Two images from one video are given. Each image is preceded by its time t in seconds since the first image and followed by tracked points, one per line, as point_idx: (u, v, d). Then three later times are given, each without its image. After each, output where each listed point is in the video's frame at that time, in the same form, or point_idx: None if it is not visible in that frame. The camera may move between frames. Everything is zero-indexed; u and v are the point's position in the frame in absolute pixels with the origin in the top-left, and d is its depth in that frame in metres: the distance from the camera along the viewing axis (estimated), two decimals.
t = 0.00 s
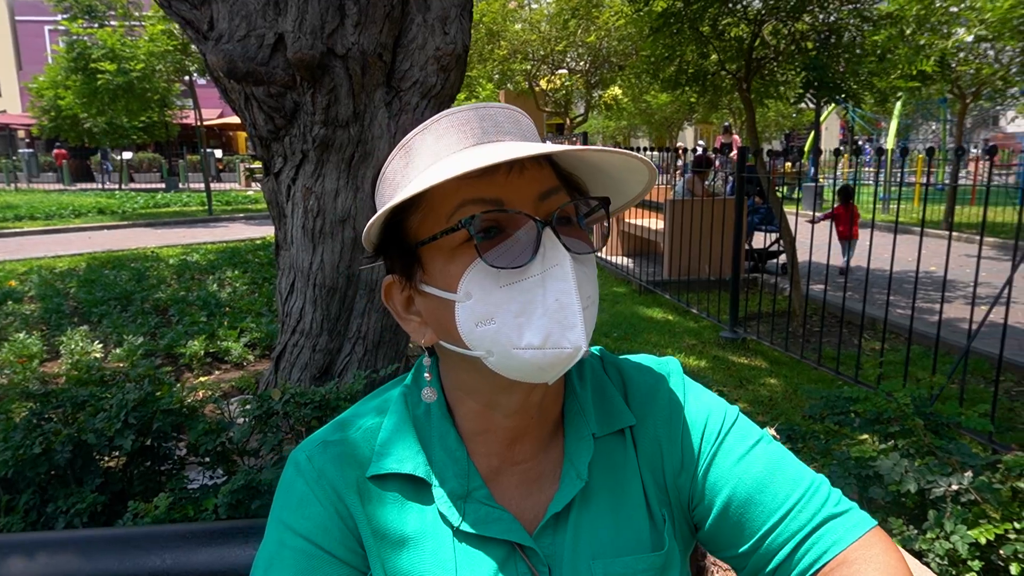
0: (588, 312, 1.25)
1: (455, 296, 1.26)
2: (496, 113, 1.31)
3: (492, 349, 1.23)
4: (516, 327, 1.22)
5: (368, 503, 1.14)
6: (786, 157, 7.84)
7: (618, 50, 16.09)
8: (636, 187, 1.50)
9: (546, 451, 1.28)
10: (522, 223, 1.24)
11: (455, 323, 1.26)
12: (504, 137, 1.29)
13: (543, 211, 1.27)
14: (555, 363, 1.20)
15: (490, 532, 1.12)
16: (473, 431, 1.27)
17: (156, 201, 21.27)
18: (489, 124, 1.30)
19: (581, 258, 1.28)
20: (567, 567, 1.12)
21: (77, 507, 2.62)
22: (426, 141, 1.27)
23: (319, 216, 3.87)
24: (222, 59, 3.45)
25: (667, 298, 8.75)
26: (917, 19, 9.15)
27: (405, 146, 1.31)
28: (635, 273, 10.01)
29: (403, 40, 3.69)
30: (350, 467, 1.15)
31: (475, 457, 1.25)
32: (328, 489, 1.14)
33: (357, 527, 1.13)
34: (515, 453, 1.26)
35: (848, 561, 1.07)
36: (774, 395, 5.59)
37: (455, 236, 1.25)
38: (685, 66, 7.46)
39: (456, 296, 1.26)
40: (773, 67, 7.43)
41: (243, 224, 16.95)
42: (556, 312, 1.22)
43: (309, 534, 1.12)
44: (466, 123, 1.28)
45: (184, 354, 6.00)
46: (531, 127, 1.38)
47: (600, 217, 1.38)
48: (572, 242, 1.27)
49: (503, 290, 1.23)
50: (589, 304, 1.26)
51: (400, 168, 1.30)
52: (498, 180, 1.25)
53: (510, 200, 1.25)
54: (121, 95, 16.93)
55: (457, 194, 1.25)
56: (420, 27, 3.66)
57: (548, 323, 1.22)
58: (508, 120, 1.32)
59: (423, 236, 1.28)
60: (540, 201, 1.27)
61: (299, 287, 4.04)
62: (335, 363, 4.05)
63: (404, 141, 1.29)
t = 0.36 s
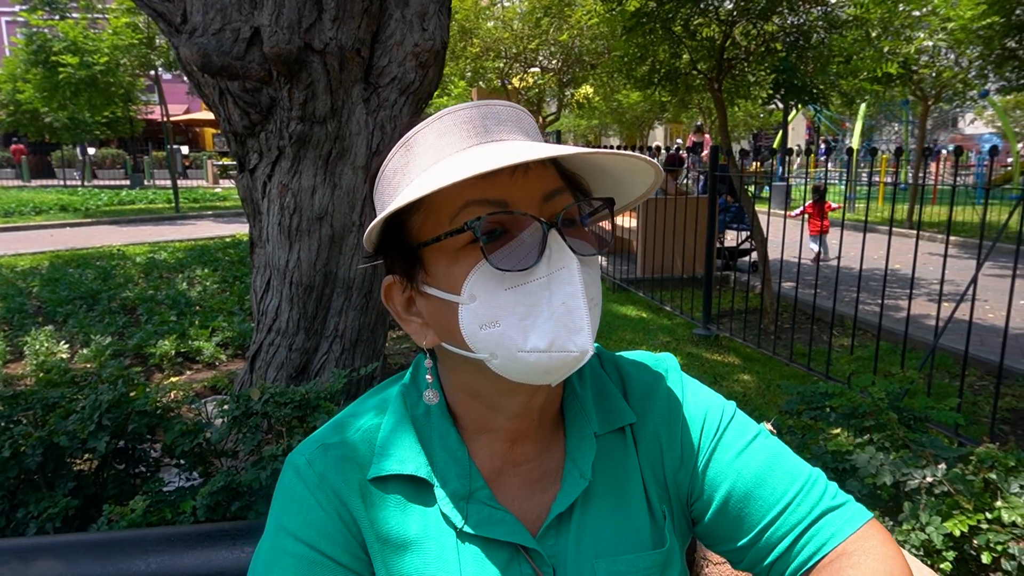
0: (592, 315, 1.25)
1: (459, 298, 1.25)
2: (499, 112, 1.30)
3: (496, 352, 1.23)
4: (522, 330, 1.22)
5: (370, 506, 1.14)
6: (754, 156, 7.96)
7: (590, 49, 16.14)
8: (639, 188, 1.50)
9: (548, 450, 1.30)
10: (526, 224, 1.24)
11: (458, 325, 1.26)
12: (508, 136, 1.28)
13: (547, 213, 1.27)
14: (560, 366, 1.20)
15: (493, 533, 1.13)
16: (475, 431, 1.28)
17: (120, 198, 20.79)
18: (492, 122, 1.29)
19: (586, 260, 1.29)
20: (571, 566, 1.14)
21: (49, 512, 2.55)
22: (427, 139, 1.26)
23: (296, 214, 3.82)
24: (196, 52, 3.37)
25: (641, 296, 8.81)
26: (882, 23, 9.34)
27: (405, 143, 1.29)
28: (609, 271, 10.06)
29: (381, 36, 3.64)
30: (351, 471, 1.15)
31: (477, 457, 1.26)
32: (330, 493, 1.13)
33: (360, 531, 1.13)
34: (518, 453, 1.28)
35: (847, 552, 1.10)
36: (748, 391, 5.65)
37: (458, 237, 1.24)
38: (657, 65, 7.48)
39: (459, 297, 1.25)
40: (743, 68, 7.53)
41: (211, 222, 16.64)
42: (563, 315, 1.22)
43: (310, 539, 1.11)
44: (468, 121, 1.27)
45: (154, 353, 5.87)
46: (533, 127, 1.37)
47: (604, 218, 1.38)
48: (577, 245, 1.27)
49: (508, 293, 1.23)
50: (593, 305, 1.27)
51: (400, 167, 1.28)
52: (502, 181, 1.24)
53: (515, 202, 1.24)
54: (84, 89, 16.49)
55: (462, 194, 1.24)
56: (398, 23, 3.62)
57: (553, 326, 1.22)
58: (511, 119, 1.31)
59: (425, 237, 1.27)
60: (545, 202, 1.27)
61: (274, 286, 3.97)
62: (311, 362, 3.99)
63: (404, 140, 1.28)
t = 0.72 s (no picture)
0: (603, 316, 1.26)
1: (470, 299, 1.25)
2: (510, 112, 1.31)
3: (507, 353, 1.23)
4: (533, 331, 1.22)
5: (377, 505, 1.14)
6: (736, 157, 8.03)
7: (573, 50, 16.17)
8: (647, 191, 1.52)
9: (553, 449, 1.30)
10: (539, 225, 1.24)
11: (468, 325, 1.26)
12: (520, 136, 1.29)
13: (559, 215, 1.28)
14: (571, 367, 1.21)
15: (502, 531, 1.13)
16: (481, 430, 1.29)
17: (96, 196, 20.44)
18: (503, 121, 1.29)
19: (597, 262, 1.30)
20: (579, 564, 1.15)
21: (32, 515, 2.51)
22: (439, 139, 1.25)
23: (283, 213, 3.79)
24: (182, 49, 3.33)
25: (625, 296, 8.85)
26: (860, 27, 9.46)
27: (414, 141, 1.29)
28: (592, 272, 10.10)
29: (368, 35, 3.62)
30: (358, 470, 1.15)
31: (483, 456, 1.26)
32: (338, 492, 1.13)
33: (367, 530, 1.14)
34: (524, 451, 1.28)
35: (848, 547, 1.12)
36: (731, 390, 5.70)
37: (471, 238, 1.24)
38: (640, 66, 7.51)
39: (471, 298, 1.25)
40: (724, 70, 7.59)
41: (190, 221, 16.41)
42: (575, 317, 1.23)
43: (316, 538, 1.11)
44: (480, 121, 1.27)
45: (134, 354, 5.79)
46: (543, 128, 1.38)
47: (614, 220, 1.39)
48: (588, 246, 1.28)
49: (520, 294, 1.23)
50: (604, 306, 1.27)
51: (411, 166, 1.28)
52: (516, 182, 1.25)
53: (528, 204, 1.25)
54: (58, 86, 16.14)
55: (475, 196, 1.24)
56: (386, 22, 3.60)
57: (566, 328, 1.22)
58: (521, 120, 1.32)
59: (436, 237, 1.27)
60: (557, 204, 1.28)
61: (260, 286, 3.94)
62: (298, 363, 3.96)
63: (414, 138, 1.27)
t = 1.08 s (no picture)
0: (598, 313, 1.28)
1: (468, 296, 1.27)
2: (507, 110, 1.32)
3: (503, 349, 1.25)
4: (529, 328, 1.24)
5: (378, 499, 1.15)
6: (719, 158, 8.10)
7: (556, 51, 16.21)
8: (644, 187, 1.53)
9: (551, 444, 1.32)
10: (536, 224, 1.26)
11: (466, 322, 1.27)
12: (518, 135, 1.31)
13: (555, 213, 1.30)
14: (566, 364, 1.23)
15: (503, 523, 1.15)
16: (481, 426, 1.30)
17: (75, 201, 20.16)
18: (501, 120, 1.31)
19: (593, 260, 1.31)
20: (579, 555, 1.16)
21: (21, 521, 2.49)
22: (437, 137, 1.27)
23: (270, 215, 3.78)
24: (167, 52, 3.31)
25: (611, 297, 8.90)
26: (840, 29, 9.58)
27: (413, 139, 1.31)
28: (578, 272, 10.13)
29: (355, 37, 3.62)
30: (359, 465, 1.16)
31: (483, 451, 1.28)
32: (340, 487, 1.14)
33: (370, 523, 1.14)
34: (522, 446, 1.30)
35: (842, 536, 1.14)
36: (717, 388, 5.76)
37: (468, 236, 1.26)
38: (624, 68, 7.54)
39: (469, 295, 1.27)
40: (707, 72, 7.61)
41: (171, 225, 16.25)
42: (571, 315, 1.25)
43: (319, 533, 1.11)
44: (478, 120, 1.29)
45: (119, 359, 5.73)
46: (541, 126, 1.40)
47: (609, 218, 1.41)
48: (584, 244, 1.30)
49: (518, 292, 1.25)
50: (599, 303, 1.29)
51: (409, 164, 1.29)
52: (513, 181, 1.26)
53: (525, 202, 1.27)
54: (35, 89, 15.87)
55: (472, 194, 1.25)
56: (373, 24, 3.59)
57: (562, 325, 1.24)
58: (519, 118, 1.34)
59: (434, 235, 1.28)
60: (553, 202, 1.30)
61: (248, 288, 3.92)
62: (287, 365, 3.95)
63: (413, 137, 1.29)
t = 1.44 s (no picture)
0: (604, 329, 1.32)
1: (479, 295, 1.30)
2: (539, 124, 1.37)
3: (505, 351, 1.28)
4: (535, 336, 1.27)
5: (375, 499, 1.18)
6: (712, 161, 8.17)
7: (551, 54, 16.29)
8: (654, 222, 1.60)
9: (543, 443, 1.36)
10: (557, 237, 1.30)
11: (473, 320, 1.30)
12: (548, 150, 1.35)
13: (575, 230, 1.34)
14: (565, 375, 1.27)
15: (498, 522, 1.18)
16: (476, 425, 1.33)
17: (67, 200, 20.08)
18: (533, 133, 1.36)
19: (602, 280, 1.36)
20: (572, 553, 1.20)
21: (21, 521, 2.50)
22: (472, 136, 1.31)
23: (268, 217, 3.80)
24: (167, 55, 3.34)
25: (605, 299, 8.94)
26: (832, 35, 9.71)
27: (447, 132, 1.34)
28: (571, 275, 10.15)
29: (353, 41, 3.65)
30: (356, 466, 1.19)
31: (477, 450, 1.31)
32: (337, 489, 1.17)
33: (367, 523, 1.17)
34: (514, 446, 1.33)
35: (831, 535, 1.19)
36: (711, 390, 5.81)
37: (489, 237, 1.29)
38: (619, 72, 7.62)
39: (480, 294, 1.30)
40: (701, 76, 7.69)
41: (165, 225, 16.21)
42: (578, 328, 1.29)
43: (318, 533, 1.14)
44: (512, 131, 1.34)
45: (114, 359, 5.74)
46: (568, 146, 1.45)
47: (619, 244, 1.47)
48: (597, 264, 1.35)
49: (530, 298, 1.28)
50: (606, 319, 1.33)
51: (439, 157, 1.32)
52: (540, 192, 1.30)
53: (548, 214, 1.31)
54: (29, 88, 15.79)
55: (500, 196, 1.29)
56: (371, 28, 3.63)
57: (568, 336, 1.28)
58: (551, 135, 1.39)
59: (454, 230, 1.31)
60: (574, 220, 1.34)
61: (245, 289, 3.94)
62: (283, 366, 3.97)
63: (446, 133, 1.33)
